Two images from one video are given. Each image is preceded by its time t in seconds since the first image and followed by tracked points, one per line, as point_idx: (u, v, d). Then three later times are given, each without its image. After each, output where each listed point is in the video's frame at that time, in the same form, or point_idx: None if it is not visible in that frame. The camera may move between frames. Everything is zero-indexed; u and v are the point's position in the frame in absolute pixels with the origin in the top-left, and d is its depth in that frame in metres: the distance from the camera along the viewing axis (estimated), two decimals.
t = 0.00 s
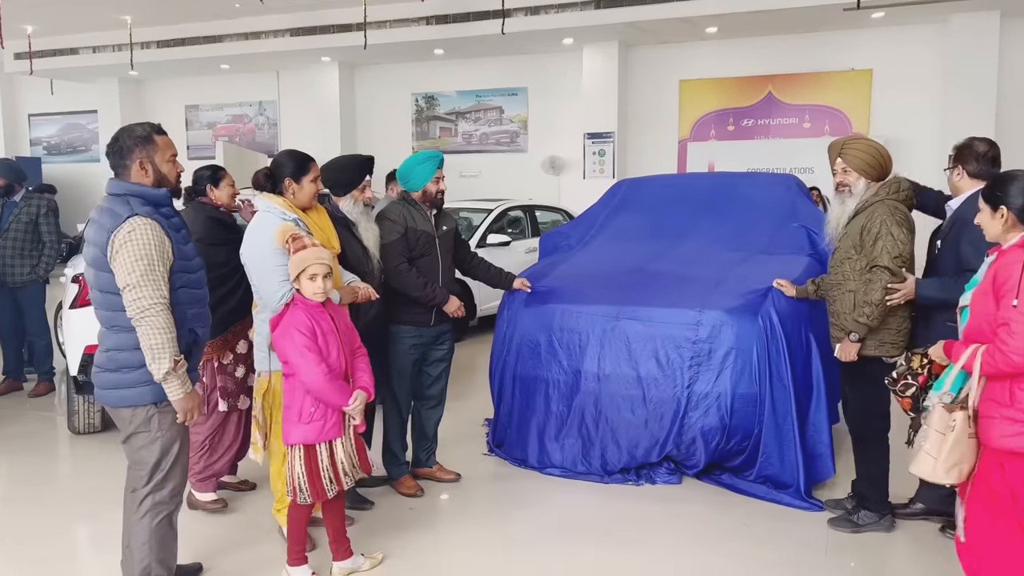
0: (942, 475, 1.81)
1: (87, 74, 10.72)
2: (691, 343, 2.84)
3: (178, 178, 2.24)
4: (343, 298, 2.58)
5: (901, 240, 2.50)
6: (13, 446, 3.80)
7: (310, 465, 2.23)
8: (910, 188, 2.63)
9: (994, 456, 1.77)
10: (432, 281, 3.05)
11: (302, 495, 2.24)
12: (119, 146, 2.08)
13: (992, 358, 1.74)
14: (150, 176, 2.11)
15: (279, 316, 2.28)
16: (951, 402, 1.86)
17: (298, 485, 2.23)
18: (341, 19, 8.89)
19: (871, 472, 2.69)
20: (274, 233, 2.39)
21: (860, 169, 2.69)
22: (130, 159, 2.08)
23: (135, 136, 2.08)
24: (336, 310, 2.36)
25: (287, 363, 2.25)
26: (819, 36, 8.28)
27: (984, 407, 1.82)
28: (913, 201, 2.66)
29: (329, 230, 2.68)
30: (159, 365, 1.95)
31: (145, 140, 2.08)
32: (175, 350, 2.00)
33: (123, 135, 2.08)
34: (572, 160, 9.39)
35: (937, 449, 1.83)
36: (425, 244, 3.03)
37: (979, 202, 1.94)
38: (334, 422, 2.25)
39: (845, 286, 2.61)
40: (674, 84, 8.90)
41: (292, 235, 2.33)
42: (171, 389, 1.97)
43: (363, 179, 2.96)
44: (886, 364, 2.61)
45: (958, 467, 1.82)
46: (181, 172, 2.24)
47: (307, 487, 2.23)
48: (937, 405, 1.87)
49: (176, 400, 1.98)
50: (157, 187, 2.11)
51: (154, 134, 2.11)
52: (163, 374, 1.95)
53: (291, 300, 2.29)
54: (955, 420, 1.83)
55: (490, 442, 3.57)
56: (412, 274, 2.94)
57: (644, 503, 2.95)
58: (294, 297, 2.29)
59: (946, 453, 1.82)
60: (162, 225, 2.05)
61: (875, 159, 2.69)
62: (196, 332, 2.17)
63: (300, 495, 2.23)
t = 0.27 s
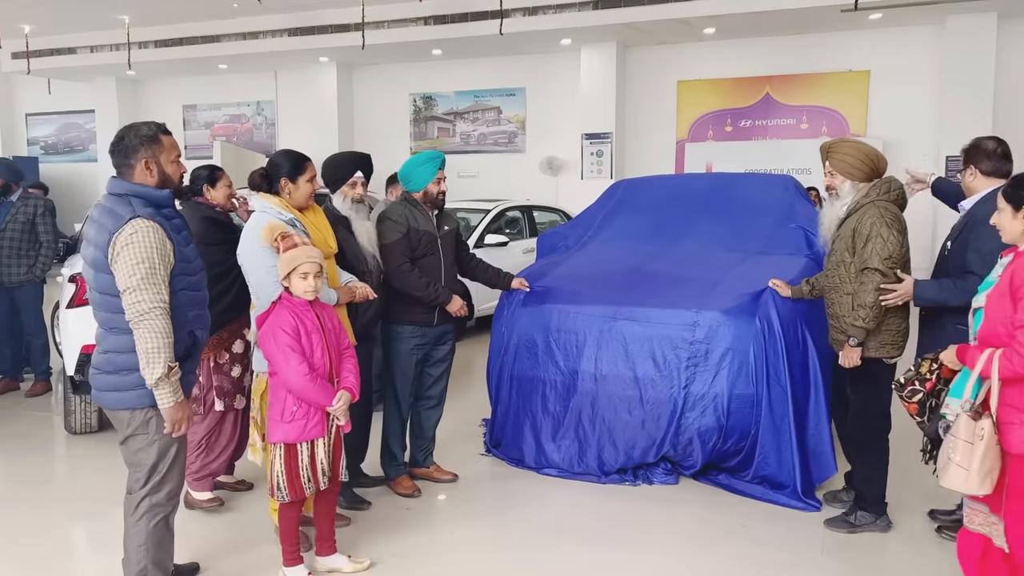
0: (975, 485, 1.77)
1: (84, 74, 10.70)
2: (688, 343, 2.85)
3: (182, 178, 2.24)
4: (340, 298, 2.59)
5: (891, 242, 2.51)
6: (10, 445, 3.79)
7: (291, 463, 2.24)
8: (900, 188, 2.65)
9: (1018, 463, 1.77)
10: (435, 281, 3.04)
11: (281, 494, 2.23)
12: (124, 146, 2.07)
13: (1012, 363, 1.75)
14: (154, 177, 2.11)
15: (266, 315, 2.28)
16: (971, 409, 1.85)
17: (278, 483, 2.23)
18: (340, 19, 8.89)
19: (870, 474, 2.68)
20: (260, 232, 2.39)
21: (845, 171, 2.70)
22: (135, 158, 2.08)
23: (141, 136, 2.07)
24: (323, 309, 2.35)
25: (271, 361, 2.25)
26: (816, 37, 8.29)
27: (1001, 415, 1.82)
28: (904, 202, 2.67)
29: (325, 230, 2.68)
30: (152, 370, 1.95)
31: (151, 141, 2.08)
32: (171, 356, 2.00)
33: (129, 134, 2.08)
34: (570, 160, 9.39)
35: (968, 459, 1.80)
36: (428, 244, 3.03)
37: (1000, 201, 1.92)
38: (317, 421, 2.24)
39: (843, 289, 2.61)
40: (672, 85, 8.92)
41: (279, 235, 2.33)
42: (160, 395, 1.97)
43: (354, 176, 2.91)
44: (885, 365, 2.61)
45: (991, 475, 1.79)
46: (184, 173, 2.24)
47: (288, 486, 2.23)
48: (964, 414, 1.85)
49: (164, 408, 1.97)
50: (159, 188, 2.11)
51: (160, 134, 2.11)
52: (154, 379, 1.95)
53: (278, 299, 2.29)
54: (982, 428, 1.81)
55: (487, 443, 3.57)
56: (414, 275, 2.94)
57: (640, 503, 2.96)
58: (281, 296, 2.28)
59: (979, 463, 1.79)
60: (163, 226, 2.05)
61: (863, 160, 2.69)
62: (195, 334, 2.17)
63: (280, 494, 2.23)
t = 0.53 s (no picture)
0: (1006, 499, 1.68)
1: (82, 73, 10.69)
2: (685, 344, 2.85)
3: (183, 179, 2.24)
4: (337, 298, 2.59)
5: (890, 243, 2.52)
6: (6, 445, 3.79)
7: (300, 462, 2.23)
8: (897, 190, 2.65)
9: None
10: (437, 281, 3.05)
11: (293, 493, 2.23)
12: (126, 146, 2.07)
13: None
14: (156, 178, 2.11)
15: (264, 317, 2.27)
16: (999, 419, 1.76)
17: (288, 483, 2.22)
18: (338, 19, 8.89)
19: (867, 472, 2.69)
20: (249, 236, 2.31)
21: (839, 173, 2.72)
22: (138, 159, 2.08)
23: (143, 137, 2.07)
24: (320, 308, 2.35)
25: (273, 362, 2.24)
26: (814, 38, 8.31)
27: None
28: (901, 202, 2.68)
29: (324, 230, 2.69)
30: (141, 374, 1.93)
31: (155, 141, 2.08)
32: (161, 359, 1.98)
33: (131, 135, 2.08)
34: (568, 160, 9.39)
35: (998, 471, 1.71)
36: (429, 245, 3.03)
37: None
38: (323, 418, 2.25)
39: (841, 289, 2.63)
40: (670, 86, 8.93)
41: (277, 237, 2.30)
42: (150, 398, 1.95)
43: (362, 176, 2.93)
44: (883, 363, 2.61)
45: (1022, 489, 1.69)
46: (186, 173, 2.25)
47: (298, 485, 2.22)
48: (992, 424, 1.76)
49: (153, 412, 1.96)
50: (159, 190, 2.11)
51: (163, 136, 2.11)
52: (143, 383, 1.94)
53: (275, 301, 2.28)
54: (1013, 440, 1.71)
55: (485, 443, 3.58)
56: (416, 275, 2.94)
57: (637, 503, 2.97)
58: (280, 297, 2.27)
59: (1009, 476, 1.69)
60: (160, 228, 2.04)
61: (857, 164, 2.70)
62: (189, 338, 2.16)
63: (292, 493, 2.23)
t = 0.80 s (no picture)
0: None
1: (79, 73, 10.68)
2: (683, 344, 2.86)
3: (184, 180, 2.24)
4: (336, 299, 2.59)
5: (891, 246, 2.53)
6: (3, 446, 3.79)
7: (309, 462, 2.23)
8: (897, 193, 2.66)
9: None
10: (435, 282, 3.05)
11: (303, 493, 2.22)
12: (125, 145, 2.07)
13: None
14: (155, 178, 2.11)
15: (270, 318, 2.27)
16: None
17: (298, 484, 2.22)
18: (336, 19, 8.88)
19: (865, 468, 2.72)
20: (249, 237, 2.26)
21: (841, 174, 2.72)
22: (137, 157, 2.08)
23: (142, 137, 2.08)
24: (324, 309, 2.35)
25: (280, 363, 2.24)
26: (812, 39, 8.32)
27: None
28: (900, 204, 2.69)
29: (322, 230, 2.69)
30: (134, 373, 1.93)
31: (154, 141, 2.09)
32: (154, 360, 1.98)
33: (130, 135, 2.08)
34: (565, 161, 9.39)
35: None
36: (427, 245, 3.03)
37: None
38: (332, 418, 2.24)
39: (841, 288, 2.64)
40: (668, 86, 8.93)
41: (281, 238, 2.28)
42: (142, 397, 1.95)
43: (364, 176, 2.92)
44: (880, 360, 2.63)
45: None
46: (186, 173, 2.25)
47: (309, 485, 2.22)
48: None
49: (146, 411, 1.95)
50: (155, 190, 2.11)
51: (162, 136, 2.11)
52: (136, 381, 1.93)
53: (279, 301, 2.28)
54: None
55: (482, 444, 3.58)
56: (414, 276, 2.94)
57: (634, 503, 2.97)
58: (282, 298, 2.27)
59: None
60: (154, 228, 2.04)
61: (860, 165, 2.70)
62: (184, 338, 2.15)
63: (302, 493, 2.22)
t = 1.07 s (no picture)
0: None
1: (77, 73, 10.66)
2: (680, 344, 2.86)
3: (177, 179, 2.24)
4: (335, 298, 2.60)
5: (893, 244, 2.55)
6: None
7: (298, 463, 2.22)
8: (898, 193, 2.68)
9: None
10: (430, 283, 3.04)
11: (290, 492, 2.23)
12: (115, 145, 2.08)
13: None
14: (146, 176, 2.12)
15: (272, 315, 2.27)
16: None
17: (286, 483, 2.22)
18: (335, 20, 8.87)
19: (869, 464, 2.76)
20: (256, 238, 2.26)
21: (843, 174, 2.72)
22: (127, 157, 2.08)
23: (129, 135, 2.09)
24: (326, 310, 2.35)
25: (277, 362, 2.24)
26: (810, 40, 8.33)
27: None
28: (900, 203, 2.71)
29: (320, 230, 2.69)
30: (118, 364, 1.92)
31: (143, 139, 2.09)
32: (139, 351, 1.96)
33: (119, 134, 2.09)
34: (563, 162, 9.39)
35: None
36: (423, 246, 3.03)
37: None
38: (323, 421, 2.24)
39: (844, 288, 2.64)
40: (666, 87, 8.94)
41: (287, 238, 2.27)
42: (129, 388, 1.94)
43: (354, 175, 2.86)
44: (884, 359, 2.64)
45: None
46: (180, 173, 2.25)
47: (297, 485, 2.22)
48: None
49: (133, 402, 1.94)
50: (146, 188, 2.11)
51: (150, 134, 2.12)
52: (120, 372, 1.92)
53: (283, 300, 2.28)
54: None
55: (480, 444, 3.58)
56: (411, 277, 2.94)
57: (631, 503, 2.97)
58: (287, 297, 2.28)
59: None
60: (140, 223, 2.04)
61: (862, 165, 2.70)
62: (177, 334, 2.13)
63: (289, 493, 2.22)
